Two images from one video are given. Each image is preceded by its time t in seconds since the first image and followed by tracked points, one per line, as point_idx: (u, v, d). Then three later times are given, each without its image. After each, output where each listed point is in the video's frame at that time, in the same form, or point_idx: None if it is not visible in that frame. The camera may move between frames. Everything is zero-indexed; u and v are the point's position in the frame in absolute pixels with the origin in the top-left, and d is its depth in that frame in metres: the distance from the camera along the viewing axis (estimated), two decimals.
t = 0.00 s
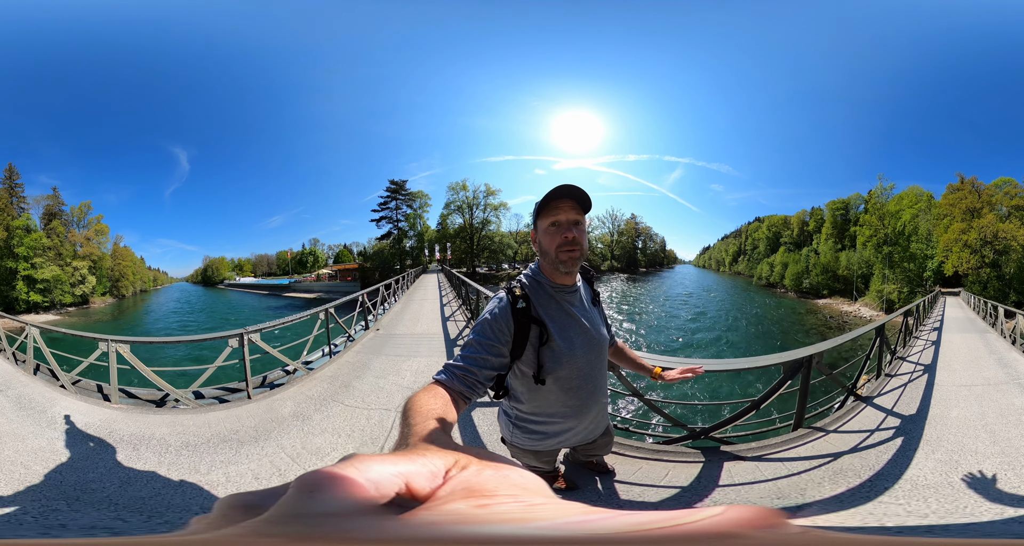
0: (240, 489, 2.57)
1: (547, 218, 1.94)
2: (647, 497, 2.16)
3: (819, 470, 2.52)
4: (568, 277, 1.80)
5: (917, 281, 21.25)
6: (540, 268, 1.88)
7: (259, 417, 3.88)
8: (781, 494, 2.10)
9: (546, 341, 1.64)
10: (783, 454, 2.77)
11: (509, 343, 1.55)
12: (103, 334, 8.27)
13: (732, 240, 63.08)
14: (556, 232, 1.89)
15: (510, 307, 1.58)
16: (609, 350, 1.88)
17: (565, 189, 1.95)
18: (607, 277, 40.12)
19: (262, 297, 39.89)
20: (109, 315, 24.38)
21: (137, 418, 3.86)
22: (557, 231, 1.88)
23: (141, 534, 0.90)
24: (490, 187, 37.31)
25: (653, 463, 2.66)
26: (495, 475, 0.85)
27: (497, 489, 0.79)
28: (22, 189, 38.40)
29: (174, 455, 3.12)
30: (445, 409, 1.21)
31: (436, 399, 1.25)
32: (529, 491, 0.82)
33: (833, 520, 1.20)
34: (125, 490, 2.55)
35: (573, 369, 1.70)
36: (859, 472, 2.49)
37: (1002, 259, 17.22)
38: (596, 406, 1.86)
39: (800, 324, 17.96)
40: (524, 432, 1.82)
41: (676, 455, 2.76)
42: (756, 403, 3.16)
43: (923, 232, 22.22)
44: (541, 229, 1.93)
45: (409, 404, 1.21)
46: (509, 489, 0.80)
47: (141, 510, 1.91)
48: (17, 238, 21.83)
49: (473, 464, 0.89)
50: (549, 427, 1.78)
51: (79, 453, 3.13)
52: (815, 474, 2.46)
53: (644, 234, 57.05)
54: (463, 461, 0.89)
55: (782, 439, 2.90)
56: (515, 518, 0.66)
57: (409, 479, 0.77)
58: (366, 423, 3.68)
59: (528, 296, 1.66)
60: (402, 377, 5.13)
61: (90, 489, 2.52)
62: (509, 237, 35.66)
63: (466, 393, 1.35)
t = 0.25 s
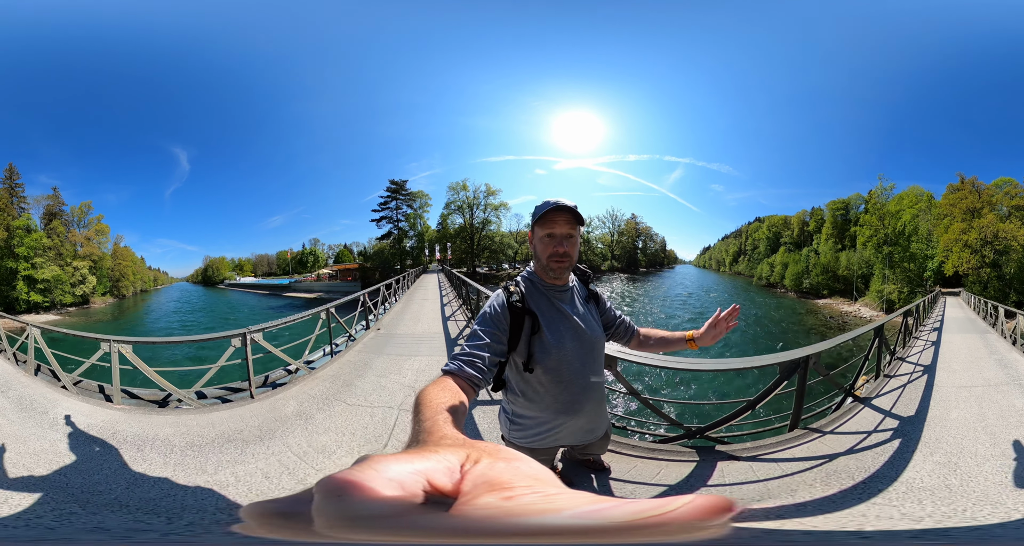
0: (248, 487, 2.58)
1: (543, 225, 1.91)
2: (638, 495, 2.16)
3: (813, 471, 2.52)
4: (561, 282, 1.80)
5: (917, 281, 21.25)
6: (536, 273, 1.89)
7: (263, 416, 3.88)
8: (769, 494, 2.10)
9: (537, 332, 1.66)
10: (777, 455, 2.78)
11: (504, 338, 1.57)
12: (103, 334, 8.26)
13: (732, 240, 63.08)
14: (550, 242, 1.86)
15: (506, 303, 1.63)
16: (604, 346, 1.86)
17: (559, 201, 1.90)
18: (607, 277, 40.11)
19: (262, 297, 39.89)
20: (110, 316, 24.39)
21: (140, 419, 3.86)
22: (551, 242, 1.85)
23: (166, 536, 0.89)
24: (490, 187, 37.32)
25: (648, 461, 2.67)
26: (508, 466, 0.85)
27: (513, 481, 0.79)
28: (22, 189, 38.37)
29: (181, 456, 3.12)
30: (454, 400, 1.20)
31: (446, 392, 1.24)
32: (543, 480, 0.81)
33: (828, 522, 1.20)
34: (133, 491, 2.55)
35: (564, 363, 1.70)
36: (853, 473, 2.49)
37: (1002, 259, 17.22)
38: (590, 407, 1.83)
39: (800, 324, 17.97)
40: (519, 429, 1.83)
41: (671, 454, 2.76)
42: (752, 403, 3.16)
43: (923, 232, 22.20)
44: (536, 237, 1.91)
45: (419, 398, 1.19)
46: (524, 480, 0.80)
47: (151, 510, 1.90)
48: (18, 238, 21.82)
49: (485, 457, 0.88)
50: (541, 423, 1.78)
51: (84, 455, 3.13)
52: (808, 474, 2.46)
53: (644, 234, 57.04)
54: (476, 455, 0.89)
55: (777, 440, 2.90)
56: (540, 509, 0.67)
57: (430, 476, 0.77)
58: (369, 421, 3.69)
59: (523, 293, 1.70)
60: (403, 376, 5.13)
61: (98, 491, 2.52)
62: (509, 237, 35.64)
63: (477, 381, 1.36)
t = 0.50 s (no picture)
0: (247, 487, 2.58)
1: (542, 226, 1.90)
2: (641, 496, 2.16)
3: (815, 470, 2.52)
4: (562, 282, 1.80)
5: (917, 281, 21.26)
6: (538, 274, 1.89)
7: (262, 417, 3.88)
8: (775, 494, 2.11)
9: (536, 331, 1.66)
10: (779, 455, 2.78)
11: (504, 339, 1.58)
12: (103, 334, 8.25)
13: (732, 240, 63.11)
14: (549, 242, 1.87)
15: (505, 303, 1.64)
16: (605, 349, 1.84)
17: (556, 201, 1.90)
18: (607, 277, 40.11)
19: (262, 297, 39.90)
20: (109, 316, 24.38)
21: (139, 419, 3.86)
22: (549, 243, 1.86)
23: (162, 535, 0.90)
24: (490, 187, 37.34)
25: (650, 462, 2.67)
26: (491, 465, 0.85)
27: (491, 481, 0.79)
28: (22, 189, 38.36)
29: (180, 455, 3.12)
30: (451, 397, 1.20)
31: (443, 387, 1.25)
32: (520, 483, 0.80)
33: (830, 523, 1.20)
34: (132, 491, 2.55)
35: (563, 365, 1.69)
36: (856, 473, 2.49)
37: (1002, 259, 17.21)
38: (590, 411, 1.81)
39: (800, 324, 17.98)
40: (518, 430, 1.83)
41: (673, 454, 2.76)
42: (753, 403, 3.15)
43: (923, 232, 22.19)
44: (535, 238, 1.92)
45: (416, 393, 1.20)
46: (501, 481, 0.80)
47: (150, 510, 1.90)
48: (17, 238, 21.81)
49: (471, 455, 0.89)
50: (540, 424, 1.77)
51: (83, 454, 3.13)
52: (811, 474, 2.47)
53: (644, 234, 57.04)
54: (463, 453, 0.89)
55: (779, 440, 2.90)
56: (500, 509, 0.66)
57: (413, 471, 0.77)
58: (369, 422, 3.69)
59: (524, 293, 1.72)
60: (403, 376, 5.12)
61: (95, 490, 2.52)
62: (509, 237, 35.62)
63: (473, 379, 1.37)
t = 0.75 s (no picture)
0: (243, 488, 2.58)
1: (547, 226, 1.91)
2: (648, 497, 2.17)
3: (818, 471, 2.51)
4: (565, 284, 1.81)
5: (917, 281, 21.26)
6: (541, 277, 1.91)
7: (261, 417, 3.88)
8: (779, 494, 2.12)
9: (536, 336, 1.67)
10: (781, 455, 2.77)
11: (503, 342, 1.61)
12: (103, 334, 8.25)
13: (732, 240, 63.12)
14: (554, 244, 1.88)
15: (506, 305, 1.67)
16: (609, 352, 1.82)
17: (562, 202, 1.91)
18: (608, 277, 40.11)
19: (263, 297, 39.92)
20: (110, 316, 24.39)
21: (138, 419, 3.86)
22: (554, 243, 1.87)
23: (152, 534, 0.89)
24: (490, 187, 37.35)
25: (652, 463, 2.67)
26: (487, 470, 0.85)
27: (485, 484, 0.79)
28: (23, 189, 38.38)
29: (178, 456, 3.12)
30: (450, 400, 1.21)
31: (443, 390, 1.25)
32: (515, 487, 0.80)
33: (833, 523, 1.20)
34: (129, 491, 2.55)
35: (563, 370, 1.69)
36: (858, 473, 2.49)
37: (1002, 259, 17.20)
38: (592, 417, 1.78)
39: (800, 324, 17.98)
40: (518, 434, 1.84)
41: (675, 455, 2.77)
42: (755, 404, 3.15)
43: (923, 232, 22.17)
44: (541, 238, 1.93)
45: (415, 394, 1.20)
46: (496, 484, 0.79)
47: (149, 511, 1.91)
48: (18, 238, 21.83)
49: (467, 458, 0.89)
50: (540, 428, 1.77)
51: (81, 455, 3.14)
52: (814, 474, 2.46)
53: (645, 234, 57.05)
54: (460, 457, 0.90)
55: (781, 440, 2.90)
56: (488, 515, 0.66)
57: (406, 472, 0.77)
58: (367, 423, 3.68)
59: (526, 297, 1.73)
60: (402, 377, 5.12)
61: (92, 491, 2.52)
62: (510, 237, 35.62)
63: (473, 382, 1.37)
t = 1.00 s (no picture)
0: (244, 487, 2.58)
1: (556, 225, 1.90)
2: (646, 498, 2.17)
3: (819, 471, 2.51)
4: (566, 285, 1.84)
5: (918, 281, 21.26)
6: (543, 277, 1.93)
7: (261, 417, 3.88)
8: (780, 495, 2.12)
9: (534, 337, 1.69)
10: (782, 456, 2.78)
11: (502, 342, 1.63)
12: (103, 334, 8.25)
13: (732, 240, 63.12)
14: (561, 243, 1.88)
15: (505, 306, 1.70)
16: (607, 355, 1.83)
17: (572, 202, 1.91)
18: (608, 277, 40.10)
19: (263, 297, 39.93)
20: (110, 316, 24.39)
21: (139, 419, 3.86)
22: (563, 243, 1.87)
23: (152, 536, 0.90)
24: (490, 187, 37.36)
25: (652, 463, 2.67)
26: (489, 471, 0.85)
27: (489, 485, 0.79)
28: (23, 189, 38.38)
29: (178, 455, 3.12)
30: (450, 402, 1.21)
31: (442, 391, 1.25)
32: (520, 489, 0.80)
33: (834, 524, 1.20)
34: (130, 491, 2.55)
35: (561, 371, 1.70)
36: (858, 473, 2.49)
37: (1003, 259, 17.19)
38: (590, 419, 1.78)
39: (800, 324, 17.96)
40: (515, 434, 1.85)
41: (674, 456, 2.76)
42: (755, 404, 3.14)
43: (923, 232, 22.15)
44: (548, 236, 1.91)
45: (414, 396, 1.20)
46: (500, 486, 0.80)
47: (151, 510, 1.91)
48: (18, 238, 21.83)
49: (469, 460, 0.89)
50: (537, 430, 1.77)
51: (82, 454, 3.14)
52: (814, 475, 2.46)
53: (645, 234, 57.04)
54: (461, 459, 0.89)
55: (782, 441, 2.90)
56: (499, 518, 0.66)
57: (408, 475, 0.77)
58: (366, 423, 3.68)
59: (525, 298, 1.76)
60: (402, 376, 5.13)
61: (94, 490, 2.51)
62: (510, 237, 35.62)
63: (473, 383, 1.38)
